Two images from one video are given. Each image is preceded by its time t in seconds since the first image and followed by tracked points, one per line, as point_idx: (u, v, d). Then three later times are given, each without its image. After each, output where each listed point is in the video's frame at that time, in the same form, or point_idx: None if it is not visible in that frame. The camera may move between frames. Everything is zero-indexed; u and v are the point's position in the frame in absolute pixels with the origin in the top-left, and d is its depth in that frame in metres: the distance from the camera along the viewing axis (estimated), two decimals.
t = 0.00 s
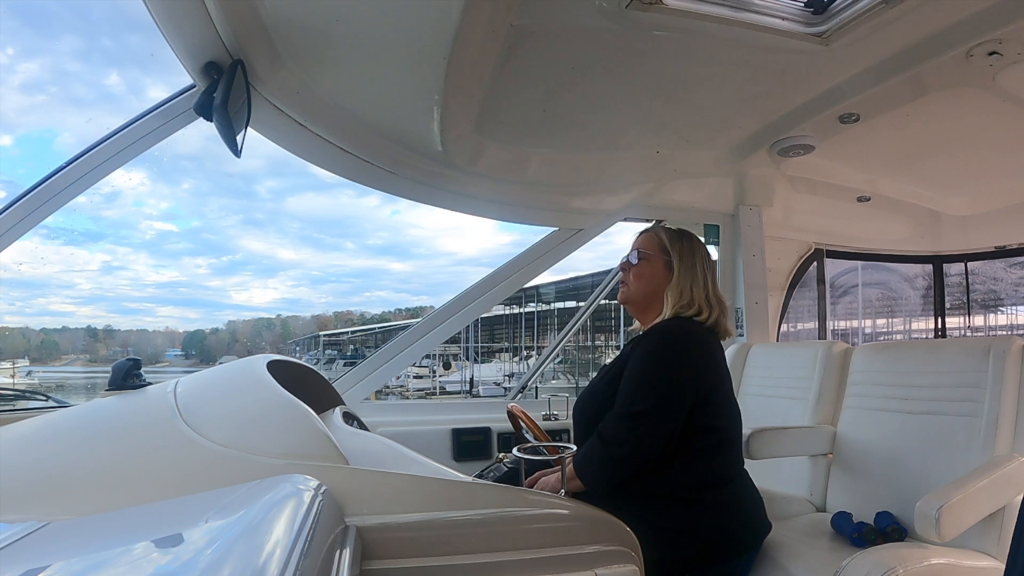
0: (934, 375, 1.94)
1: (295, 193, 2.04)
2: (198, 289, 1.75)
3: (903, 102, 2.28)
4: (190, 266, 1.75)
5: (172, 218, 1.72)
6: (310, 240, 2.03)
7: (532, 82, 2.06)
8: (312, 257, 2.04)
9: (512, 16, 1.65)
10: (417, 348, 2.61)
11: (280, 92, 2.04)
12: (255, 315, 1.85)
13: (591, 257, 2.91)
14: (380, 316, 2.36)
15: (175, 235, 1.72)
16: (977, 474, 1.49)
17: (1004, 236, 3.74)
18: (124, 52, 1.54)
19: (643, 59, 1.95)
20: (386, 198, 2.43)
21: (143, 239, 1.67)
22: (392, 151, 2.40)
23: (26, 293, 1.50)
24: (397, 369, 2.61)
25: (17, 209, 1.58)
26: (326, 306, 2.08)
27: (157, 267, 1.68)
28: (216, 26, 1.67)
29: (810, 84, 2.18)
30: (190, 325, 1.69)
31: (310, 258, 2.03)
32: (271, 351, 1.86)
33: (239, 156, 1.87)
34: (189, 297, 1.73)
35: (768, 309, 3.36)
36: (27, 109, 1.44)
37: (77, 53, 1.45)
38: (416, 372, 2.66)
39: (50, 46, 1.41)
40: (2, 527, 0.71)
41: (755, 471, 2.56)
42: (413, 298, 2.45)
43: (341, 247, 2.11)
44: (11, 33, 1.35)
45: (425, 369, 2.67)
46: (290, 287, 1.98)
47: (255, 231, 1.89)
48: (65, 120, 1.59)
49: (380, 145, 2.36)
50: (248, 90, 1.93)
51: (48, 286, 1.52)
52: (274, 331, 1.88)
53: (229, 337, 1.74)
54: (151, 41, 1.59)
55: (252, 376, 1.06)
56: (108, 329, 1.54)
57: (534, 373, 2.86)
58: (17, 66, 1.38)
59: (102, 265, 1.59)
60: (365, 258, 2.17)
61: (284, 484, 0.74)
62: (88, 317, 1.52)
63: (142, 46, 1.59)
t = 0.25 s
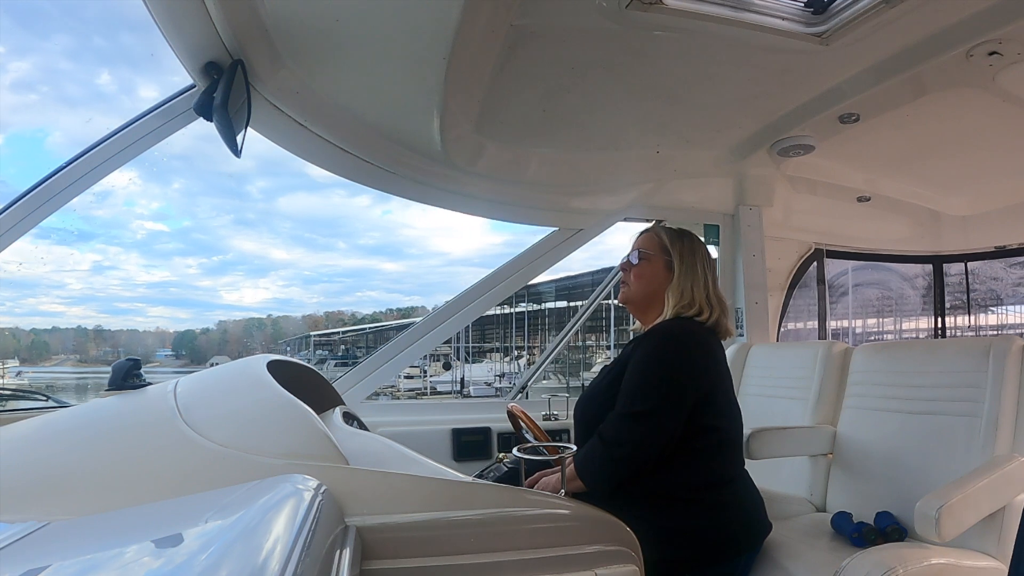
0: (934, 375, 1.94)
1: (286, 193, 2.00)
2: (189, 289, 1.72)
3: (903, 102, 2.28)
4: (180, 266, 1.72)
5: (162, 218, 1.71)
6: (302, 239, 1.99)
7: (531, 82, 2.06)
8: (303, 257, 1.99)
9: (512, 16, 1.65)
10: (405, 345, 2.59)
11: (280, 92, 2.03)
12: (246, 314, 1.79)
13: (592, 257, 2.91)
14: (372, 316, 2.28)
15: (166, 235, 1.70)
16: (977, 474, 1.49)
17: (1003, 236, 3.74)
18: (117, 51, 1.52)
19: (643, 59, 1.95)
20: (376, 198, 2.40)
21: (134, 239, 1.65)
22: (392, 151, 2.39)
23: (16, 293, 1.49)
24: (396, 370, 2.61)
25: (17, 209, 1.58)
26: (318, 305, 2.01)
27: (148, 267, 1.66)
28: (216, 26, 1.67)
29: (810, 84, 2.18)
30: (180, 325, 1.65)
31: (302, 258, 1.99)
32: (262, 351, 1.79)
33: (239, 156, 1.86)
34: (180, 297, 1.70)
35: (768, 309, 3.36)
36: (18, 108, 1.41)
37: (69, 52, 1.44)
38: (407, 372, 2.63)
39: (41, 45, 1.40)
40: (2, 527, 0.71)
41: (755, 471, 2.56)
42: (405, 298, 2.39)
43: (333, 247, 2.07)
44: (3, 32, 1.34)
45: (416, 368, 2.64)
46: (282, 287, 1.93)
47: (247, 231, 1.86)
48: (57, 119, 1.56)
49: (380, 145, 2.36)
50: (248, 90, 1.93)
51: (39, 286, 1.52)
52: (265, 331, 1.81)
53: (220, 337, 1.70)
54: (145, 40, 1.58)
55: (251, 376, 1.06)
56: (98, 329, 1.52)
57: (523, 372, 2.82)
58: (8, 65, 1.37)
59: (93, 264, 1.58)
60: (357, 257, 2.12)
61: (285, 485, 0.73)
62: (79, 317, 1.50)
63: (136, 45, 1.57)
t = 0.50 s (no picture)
0: (934, 375, 1.94)
1: (277, 190, 1.95)
2: (180, 287, 1.69)
3: (903, 102, 2.28)
4: (171, 265, 1.69)
5: (153, 216, 1.68)
6: (292, 237, 1.94)
7: (532, 82, 2.06)
8: (293, 255, 1.94)
9: (512, 16, 1.65)
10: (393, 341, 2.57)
11: (280, 92, 2.04)
12: (238, 313, 1.77)
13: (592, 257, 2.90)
14: (362, 314, 2.23)
15: (156, 233, 1.67)
16: (977, 474, 1.49)
17: (1004, 236, 3.73)
18: (109, 49, 1.49)
19: (643, 59, 1.95)
20: (366, 197, 2.34)
21: (124, 237, 1.63)
22: (392, 151, 2.39)
23: (6, 292, 1.48)
24: (395, 371, 2.61)
25: (16, 210, 1.58)
26: (309, 305, 1.98)
27: (138, 266, 1.63)
28: (216, 26, 1.67)
29: (810, 84, 2.18)
30: (171, 323, 1.64)
31: (292, 256, 1.94)
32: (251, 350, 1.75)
33: (239, 157, 1.86)
34: (171, 296, 1.67)
35: (768, 309, 3.36)
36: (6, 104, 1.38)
37: (58, 49, 1.42)
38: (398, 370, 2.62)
39: (30, 42, 1.38)
40: (2, 527, 0.71)
41: (755, 471, 2.56)
42: (395, 297, 2.33)
43: (323, 245, 2.01)
44: None
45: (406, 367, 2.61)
46: (272, 285, 1.89)
47: (237, 229, 1.82)
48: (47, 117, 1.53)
49: (380, 145, 2.36)
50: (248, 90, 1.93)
51: (29, 285, 1.51)
52: (255, 329, 1.78)
53: (210, 335, 1.68)
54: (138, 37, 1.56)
55: (251, 376, 1.06)
56: (88, 327, 1.50)
57: (514, 372, 2.74)
58: None
59: (83, 263, 1.56)
60: (347, 256, 2.07)
61: (284, 484, 0.73)
62: (68, 315, 1.49)
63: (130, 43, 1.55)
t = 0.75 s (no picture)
0: (935, 375, 1.93)
1: (269, 188, 1.91)
2: (172, 285, 1.65)
3: (902, 103, 2.28)
4: (162, 262, 1.63)
5: (143, 213, 1.63)
6: (284, 235, 1.91)
7: (532, 82, 2.06)
8: (285, 253, 1.92)
9: (512, 16, 1.65)
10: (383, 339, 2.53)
11: (280, 91, 2.04)
12: (229, 309, 1.72)
13: (592, 257, 2.91)
14: (353, 313, 2.19)
15: (147, 230, 1.62)
16: (977, 473, 1.49)
17: (1004, 236, 3.73)
18: (105, 47, 1.44)
19: (643, 59, 1.95)
20: (357, 194, 2.29)
21: (115, 234, 1.58)
22: (392, 151, 2.39)
23: None
24: (395, 370, 2.61)
25: (17, 209, 1.55)
26: (299, 302, 1.94)
27: (129, 263, 1.57)
28: (216, 26, 1.67)
29: (810, 84, 2.18)
30: (161, 321, 1.59)
31: (284, 253, 1.91)
32: (243, 349, 1.69)
33: (240, 156, 1.86)
34: (162, 293, 1.62)
35: (768, 309, 3.36)
36: None
37: (52, 46, 1.37)
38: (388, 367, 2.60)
39: (23, 39, 1.33)
40: (2, 527, 0.71)
41: (755, 471, 2.56)
42: (386, 295, 2.28)
43: (316, 243, 1.99)
44: None
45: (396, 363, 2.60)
46: (264, 283, 1.85)
47: (230, 227, 1.78)
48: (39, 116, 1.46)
49: (380, 145, 2.36)
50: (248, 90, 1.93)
51: (21, 283, 1.48)
52: (247, 327, 1.73)
53: (202, 333, 1.63)
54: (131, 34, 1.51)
55: (251, 376, 1.06)
56: (79, 325, 1.45)
57: (505, 370, 2.73)
58: None
59: (74, 260, 1.51)
60: (339, 253, 2.06)
61: (283, 485, 0.73)
62: (60, 313, 1.44)
63: (124, 41, 1.50)
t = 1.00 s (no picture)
0: (935, 375, 1.93)
1: (260, 184, 1.88)
2: (163, 283, 1.59)
3: (902, 103, 2.28)
4: (152, 259, 1.59)
5: (135, 209, 1.62)
6: (274, 231, 1.87)
7: (532, 82, 2.06)
8: (276, 249, 1.87)
9: (511, 16, 1.65)
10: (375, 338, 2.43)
11: (280, 91, 2.04)
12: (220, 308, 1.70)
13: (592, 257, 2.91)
14: (344, 309, 2.09)
15: (138, 227, 1.59)
16: (977, 474, 1.49)
17: (1004, 236, 3.73)
18: (95, 42, 1.40)
19: (643, 59, 1.95)
20: (349, 190, 2.26)
21: (106, 231, 1.57)
22: (392, 151, 2.39)
23: None
24: (396, 370, 2.62)
25: (20, 208, 1.55)
26: (291, 300, 1.89)
27: (120, 260, 1.54)
28: (216, 26, 1.67)
29: (810, 84, 2.18)
30: (153, 319, 1.55)
31: (275, 250, 1.87)
32: (233, 346, 1.68)
33: (239, 156, 1.86)
34: (152, 291, 1.57)
35: (768, 309, 3.36)
36: None
37: (42, 41, 1.33)
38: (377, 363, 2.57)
39: (13, 34, 1.30)
40: (2, 527, 0.71)
41: (755, 471, 2.56)
42: (378, 292, 2.20)
43: (307, 239, 1.94)
44: None
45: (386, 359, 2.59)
46: (255, 280, 1.80)
47: (220, 223, 1.74)
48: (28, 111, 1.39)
49: (380, 145, 2.36)
50: (248, 90, 1.93)
51: (11, 280, 1.47)
52: (238, 324, 1.71)
53: (193, 330, 1.61)
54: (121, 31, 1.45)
55: (251, 376, 1.06)
56: (69, 322, 1.42)
57: (495, 367, 2.70)
58: None
59: (64, 257, 1.50)
60: (330, 250, 2.00)
61: (283, 485, 0.73)
62: (50, 310, 1.41)
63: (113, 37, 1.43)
